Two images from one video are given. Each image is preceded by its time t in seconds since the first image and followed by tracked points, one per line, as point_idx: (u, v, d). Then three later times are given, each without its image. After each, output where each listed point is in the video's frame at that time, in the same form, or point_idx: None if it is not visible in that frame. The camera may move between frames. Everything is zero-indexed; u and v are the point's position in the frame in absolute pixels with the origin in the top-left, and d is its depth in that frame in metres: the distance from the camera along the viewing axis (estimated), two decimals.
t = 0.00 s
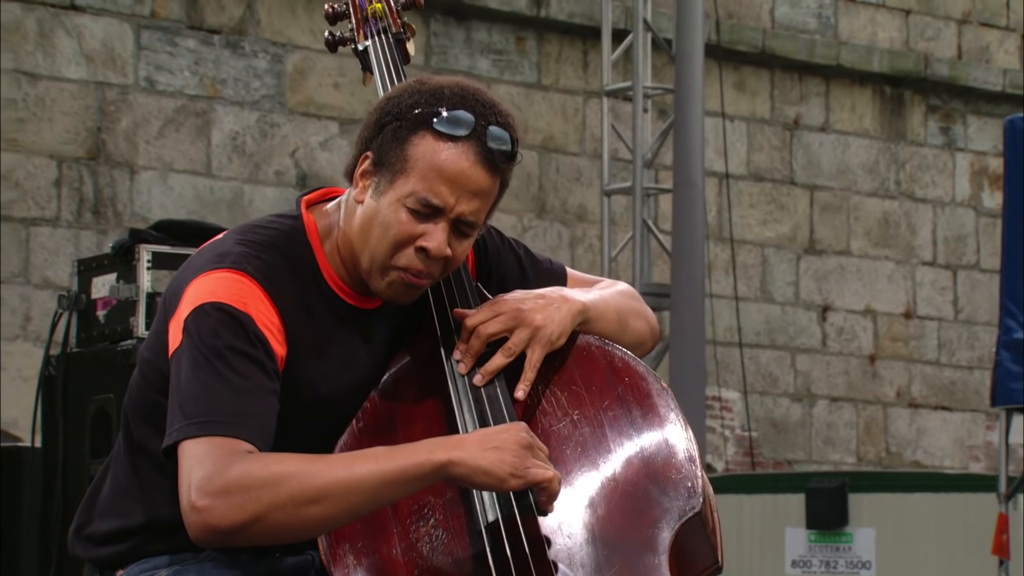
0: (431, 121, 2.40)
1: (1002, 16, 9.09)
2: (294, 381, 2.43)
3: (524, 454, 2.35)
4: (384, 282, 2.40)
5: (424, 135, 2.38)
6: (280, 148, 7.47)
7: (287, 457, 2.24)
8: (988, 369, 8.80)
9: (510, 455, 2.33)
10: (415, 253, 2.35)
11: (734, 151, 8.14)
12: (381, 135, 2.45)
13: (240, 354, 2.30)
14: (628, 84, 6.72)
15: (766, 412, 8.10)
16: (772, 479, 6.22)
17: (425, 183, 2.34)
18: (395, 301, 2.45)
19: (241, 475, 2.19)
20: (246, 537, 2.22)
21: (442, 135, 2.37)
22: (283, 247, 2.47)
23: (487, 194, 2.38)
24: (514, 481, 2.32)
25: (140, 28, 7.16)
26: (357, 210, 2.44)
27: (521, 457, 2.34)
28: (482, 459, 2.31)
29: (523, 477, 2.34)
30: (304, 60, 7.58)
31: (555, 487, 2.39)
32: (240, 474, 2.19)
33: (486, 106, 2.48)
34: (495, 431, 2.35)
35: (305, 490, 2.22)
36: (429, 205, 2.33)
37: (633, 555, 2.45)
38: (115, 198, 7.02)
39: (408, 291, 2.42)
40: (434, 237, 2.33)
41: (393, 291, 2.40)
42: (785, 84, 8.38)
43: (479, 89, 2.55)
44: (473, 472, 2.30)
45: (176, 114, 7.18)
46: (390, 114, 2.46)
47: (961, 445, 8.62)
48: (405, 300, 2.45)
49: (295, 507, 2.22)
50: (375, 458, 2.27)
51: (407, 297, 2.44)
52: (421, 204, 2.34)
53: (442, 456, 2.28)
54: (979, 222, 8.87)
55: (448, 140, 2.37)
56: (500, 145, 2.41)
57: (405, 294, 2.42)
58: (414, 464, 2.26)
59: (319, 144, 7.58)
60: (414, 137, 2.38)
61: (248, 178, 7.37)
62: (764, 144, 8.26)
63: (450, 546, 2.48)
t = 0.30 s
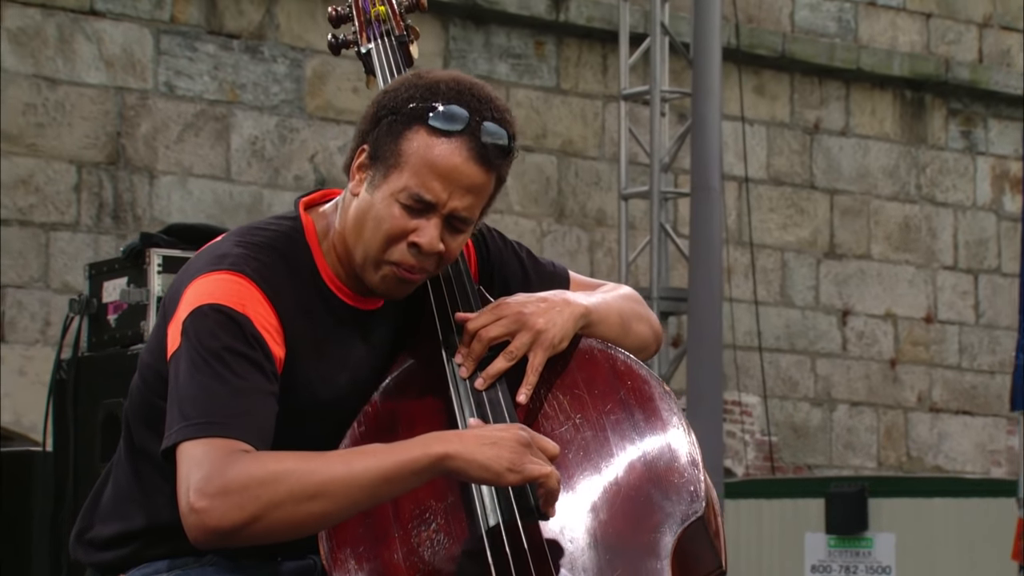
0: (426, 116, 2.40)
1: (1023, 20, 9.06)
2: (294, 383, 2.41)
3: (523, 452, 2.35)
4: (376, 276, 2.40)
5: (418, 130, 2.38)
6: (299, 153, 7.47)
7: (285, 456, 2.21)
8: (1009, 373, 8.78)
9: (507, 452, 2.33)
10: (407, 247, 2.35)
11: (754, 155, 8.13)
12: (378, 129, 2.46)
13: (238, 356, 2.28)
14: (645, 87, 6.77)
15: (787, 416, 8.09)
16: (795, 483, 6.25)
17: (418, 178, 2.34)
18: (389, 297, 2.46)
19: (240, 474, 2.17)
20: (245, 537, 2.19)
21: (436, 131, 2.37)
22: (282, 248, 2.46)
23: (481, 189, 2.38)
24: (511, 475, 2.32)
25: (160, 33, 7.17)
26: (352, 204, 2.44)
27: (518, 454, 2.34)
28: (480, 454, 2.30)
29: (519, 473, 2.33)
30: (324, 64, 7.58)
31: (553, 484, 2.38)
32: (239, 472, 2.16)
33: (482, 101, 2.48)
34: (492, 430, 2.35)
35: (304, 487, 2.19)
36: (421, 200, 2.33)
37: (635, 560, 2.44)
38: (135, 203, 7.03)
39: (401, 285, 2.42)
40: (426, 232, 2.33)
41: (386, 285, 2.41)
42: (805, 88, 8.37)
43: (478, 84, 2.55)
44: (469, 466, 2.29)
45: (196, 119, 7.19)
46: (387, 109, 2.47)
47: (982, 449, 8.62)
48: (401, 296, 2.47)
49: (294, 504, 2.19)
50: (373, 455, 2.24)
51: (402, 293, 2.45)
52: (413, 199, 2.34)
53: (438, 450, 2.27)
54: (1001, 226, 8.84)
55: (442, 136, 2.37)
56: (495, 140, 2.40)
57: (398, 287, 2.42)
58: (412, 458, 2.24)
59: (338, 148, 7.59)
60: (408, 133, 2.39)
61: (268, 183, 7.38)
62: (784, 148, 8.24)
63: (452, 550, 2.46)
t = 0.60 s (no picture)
0: (431, 136, 2.36)
1: None
2: (296, 387, 2.37)
3: (524, 454, 2.29)
4: (384, 297, 2.37)
5: (424, 150, 2.34)
6: (318, 157, 7.48)
7: (287, 460, 2.16)
8: None
9: (509, 454, 2.27)
10: (415, 268, 2.32)
11: (773, 159, 8.13)
12: (382, 151, 2.41)
13: (240, 360, 2.23)
14: (664, 92, 6.82)
15: (807, 420, 8.09)
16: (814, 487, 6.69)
17: (425, 199, 2.30)
18: (396, 317, 2.42)
19: (241, 478, 2.12)
20: (244, 544, 2.15)
21: (442, 150, 2.33)
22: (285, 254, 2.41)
23: (489, 208, 2.34)
24: (512, 478, 2.25)
25: (179, 38, 7.18)
26: (358, 227, 2.40)
27: (520, 457, 2.28)
28: (480, 455, 2.24)
29: (522, 475, 2.27)
30: (343, 69, 7.58)
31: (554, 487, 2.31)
32: (240, 476, 2.11)
33: (485, 119, 2.44)
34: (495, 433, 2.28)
35: (304, 491, 2.15)
36: (429, 220, 2.30)
37: (637, 563, 2.43)
38: (154, 208, 7.04)
39: (409, 306, 2.39)
40: (435, 253, 2.29)
41: (394, 306, 2.37)
42: (824, 92, 8.36)
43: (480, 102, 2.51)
44: (471, 470, 2.23)
45: (214, 124, 7.21)
46: (391, 129, 2.43)
47: (1003, 454, 8.61)
48: (407, 317, 2.43)
49: (294, 508, 2.14)
50: (372, 460, 2.19)
51: (410, 313, 2.41)
52: (421, 219, 2.30)
53: (440, 455, 2.21)
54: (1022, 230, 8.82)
55: (448, 156, 2.33)
56: (501, 159, 2.37)
57: (407, 309, 2.39)
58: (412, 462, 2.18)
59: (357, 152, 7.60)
60: (413, 153, 2.34)
61: (287, 188, 7.39)
62: (804, 151, 8.24)
63: (453, 554, 2.44)
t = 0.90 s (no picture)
0: (432, 126, 2.34)
1: None
2: (300, 393, 2.34)
3: (528, 463, 2.25)
4: (388, 290, 2.33)
5: (424, 139, 2.32)
6: (339, 163, 7.51)
7: (291, 466, 2.13)
8: None
9: (513, 464, 2.23)
10: (418, 258, 2.28)
11: (793, 165, 8.14)
12: (382, 142, 2.39)
13: (243, 365, 2.19)
14: (681, 97, 6.85)
15: (827, 426, 8.09)
16: (830, 493, 6.93)
17: (426, 187, 2.27)
18: (400, 308, 2.36)
19: (243, 485, 2.08)
20: (246, 550, 2.11)
21: (442, 139, 2.30)
22: (290, 259, 2.38)
23: (490, 197, 2.31)
24: (517, 489, 2.21)
25: (200, 45, 7.21)
26: (361, 219, 2.37)
27: (525, 466, 2.24)
28: (484, 464, 2.20)
29: (526, 485, 2.23)
30: (363, 75, 7.60)
31: (558, 499, 2.29)
32: (243, 483, 2.08)
33: (486, 109, 2.41)
34: (498, 439, 2.24)
35: (308, 498, 2.11)
36: (430, 209, 2.27)
37: (640, 568, 2.44)
38: (175, 214, 7.07)
39: (413, 298, 2.34)
40: (437, 242, 2.26)
41: (398, 298, 2.33)
42: (844, 98, 8.37)
43: (483, 95, 2.48)
44: (476, 480, 2.19)
45: (235, 130, 7.24)
46: (391, 120, 2.40)
47: None
48: (412, 308, 2.37)
49: (298, 516, 2.11)
50: (376, 467, 2.15)
51: (413, 306, 2.36)
52: (422, 208, 2.27)
53: (444, 463, 2.17)
54: None
55: (449, 145, 2.30)
56: (502, 147, 2.34)
57: (411, 301, 2.34)
58: (416, 471, 2.15)
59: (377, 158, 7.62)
60: (414, 142, 2.32)
61: (307, 194, 7.41)
62: (824, 157, 8.24)
63: (457, 560, 2.44)
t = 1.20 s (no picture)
0: (425, 122, 2.34)
1: None
2: (298, 396, 2.34)
3: (525, 459, 2.23)
4: (379, 284, 2.33)
5: (417, 136, 2.32)
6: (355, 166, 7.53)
7: (287, 467, 2.12)
8: None
9: (510, 458, 2.21)
10: (407, 254, 2.29)
11: (810, 168, 8.15)
12: (378, 137, 2.40)
13: (240, 368, 2.19)
14: (696, 100, 6.87)
15: (843, 428, 8.10)
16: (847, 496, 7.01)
17: (416, 184, 2.27)
18: (393, 305, 2.38)
19: (237, 488, 2.08)
20: (245, 553, 2.11)
21: (434, 136, 2.31)
22: (288, 261, 2.38)
23: (482, 194, 2.31)
24: (513, 484, 2.19)
25: (217, 49, 7.23)
26: (354, 214, 2.38)
27: (521, 462, 2.22)
28: (479, 460, 2.18)
29: (522, 480, 2.21)
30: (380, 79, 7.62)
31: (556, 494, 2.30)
32: (237, 487, 2.08)
33: (481, 106, 2.42)
34: (495, 436, 2.22)
35: (303, 498, 2.10)
36: (420, 206, 2.27)
37: (640, 570, 2.42)
38: (192, 217, 7.10)
39: (403, 294, 2.35)
40: (425, 238, 2.27)
41: (389, 293, 2.34)
42: (861, 101, 8.37)
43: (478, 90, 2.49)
44: (472, 475, 2.18)
45: (252, 134, 7.27)
46: (386, 117, 2.41)
47: None
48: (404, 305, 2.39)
49: (293, 517, 2.10)
50: (372, 465, 2.14)
51: (405, 303, 2.37)
52: (412, 205, 2.27)
53: (439, 458, 2.16)
54: None
55: (441, 141, 2.31)
56: (495, 145, 2.34)
57: (401, 298, 2.35)
58: (411, 467, 2.13)
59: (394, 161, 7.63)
60: (406, 139, 2.33)
61: (324, 197, 7.43)
62: (840, 159, 8.25)
63: (457, 563, 2.40)
